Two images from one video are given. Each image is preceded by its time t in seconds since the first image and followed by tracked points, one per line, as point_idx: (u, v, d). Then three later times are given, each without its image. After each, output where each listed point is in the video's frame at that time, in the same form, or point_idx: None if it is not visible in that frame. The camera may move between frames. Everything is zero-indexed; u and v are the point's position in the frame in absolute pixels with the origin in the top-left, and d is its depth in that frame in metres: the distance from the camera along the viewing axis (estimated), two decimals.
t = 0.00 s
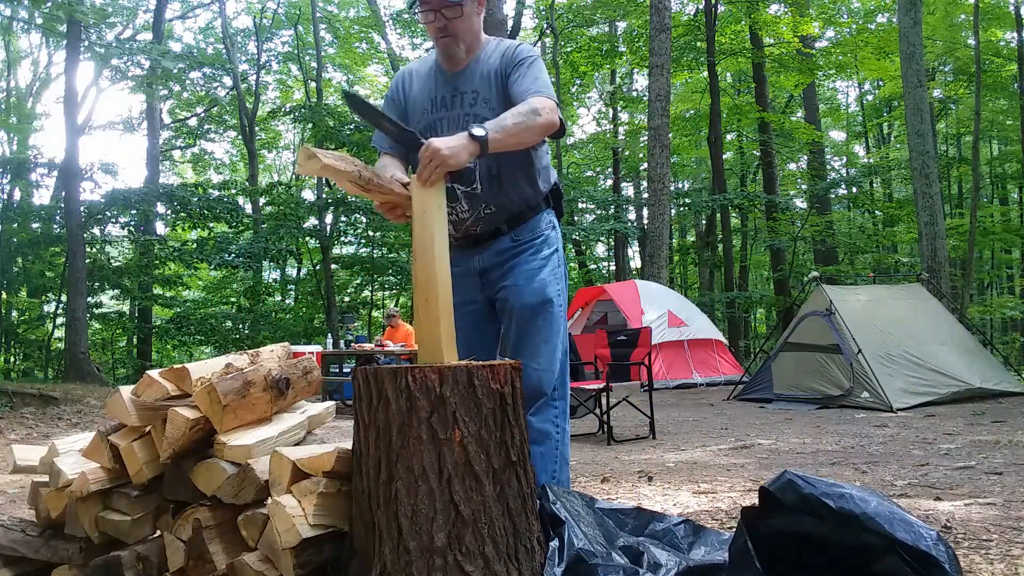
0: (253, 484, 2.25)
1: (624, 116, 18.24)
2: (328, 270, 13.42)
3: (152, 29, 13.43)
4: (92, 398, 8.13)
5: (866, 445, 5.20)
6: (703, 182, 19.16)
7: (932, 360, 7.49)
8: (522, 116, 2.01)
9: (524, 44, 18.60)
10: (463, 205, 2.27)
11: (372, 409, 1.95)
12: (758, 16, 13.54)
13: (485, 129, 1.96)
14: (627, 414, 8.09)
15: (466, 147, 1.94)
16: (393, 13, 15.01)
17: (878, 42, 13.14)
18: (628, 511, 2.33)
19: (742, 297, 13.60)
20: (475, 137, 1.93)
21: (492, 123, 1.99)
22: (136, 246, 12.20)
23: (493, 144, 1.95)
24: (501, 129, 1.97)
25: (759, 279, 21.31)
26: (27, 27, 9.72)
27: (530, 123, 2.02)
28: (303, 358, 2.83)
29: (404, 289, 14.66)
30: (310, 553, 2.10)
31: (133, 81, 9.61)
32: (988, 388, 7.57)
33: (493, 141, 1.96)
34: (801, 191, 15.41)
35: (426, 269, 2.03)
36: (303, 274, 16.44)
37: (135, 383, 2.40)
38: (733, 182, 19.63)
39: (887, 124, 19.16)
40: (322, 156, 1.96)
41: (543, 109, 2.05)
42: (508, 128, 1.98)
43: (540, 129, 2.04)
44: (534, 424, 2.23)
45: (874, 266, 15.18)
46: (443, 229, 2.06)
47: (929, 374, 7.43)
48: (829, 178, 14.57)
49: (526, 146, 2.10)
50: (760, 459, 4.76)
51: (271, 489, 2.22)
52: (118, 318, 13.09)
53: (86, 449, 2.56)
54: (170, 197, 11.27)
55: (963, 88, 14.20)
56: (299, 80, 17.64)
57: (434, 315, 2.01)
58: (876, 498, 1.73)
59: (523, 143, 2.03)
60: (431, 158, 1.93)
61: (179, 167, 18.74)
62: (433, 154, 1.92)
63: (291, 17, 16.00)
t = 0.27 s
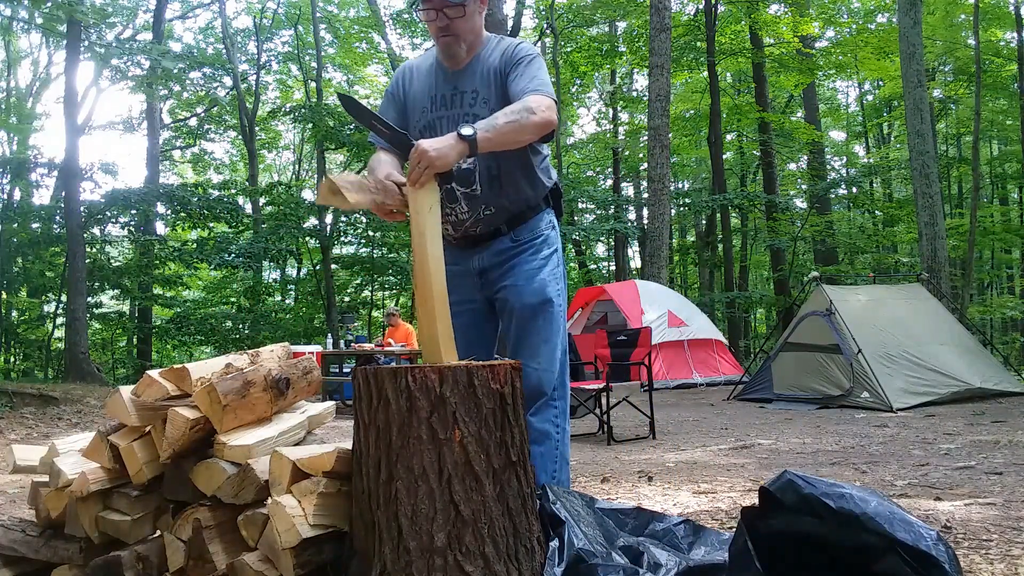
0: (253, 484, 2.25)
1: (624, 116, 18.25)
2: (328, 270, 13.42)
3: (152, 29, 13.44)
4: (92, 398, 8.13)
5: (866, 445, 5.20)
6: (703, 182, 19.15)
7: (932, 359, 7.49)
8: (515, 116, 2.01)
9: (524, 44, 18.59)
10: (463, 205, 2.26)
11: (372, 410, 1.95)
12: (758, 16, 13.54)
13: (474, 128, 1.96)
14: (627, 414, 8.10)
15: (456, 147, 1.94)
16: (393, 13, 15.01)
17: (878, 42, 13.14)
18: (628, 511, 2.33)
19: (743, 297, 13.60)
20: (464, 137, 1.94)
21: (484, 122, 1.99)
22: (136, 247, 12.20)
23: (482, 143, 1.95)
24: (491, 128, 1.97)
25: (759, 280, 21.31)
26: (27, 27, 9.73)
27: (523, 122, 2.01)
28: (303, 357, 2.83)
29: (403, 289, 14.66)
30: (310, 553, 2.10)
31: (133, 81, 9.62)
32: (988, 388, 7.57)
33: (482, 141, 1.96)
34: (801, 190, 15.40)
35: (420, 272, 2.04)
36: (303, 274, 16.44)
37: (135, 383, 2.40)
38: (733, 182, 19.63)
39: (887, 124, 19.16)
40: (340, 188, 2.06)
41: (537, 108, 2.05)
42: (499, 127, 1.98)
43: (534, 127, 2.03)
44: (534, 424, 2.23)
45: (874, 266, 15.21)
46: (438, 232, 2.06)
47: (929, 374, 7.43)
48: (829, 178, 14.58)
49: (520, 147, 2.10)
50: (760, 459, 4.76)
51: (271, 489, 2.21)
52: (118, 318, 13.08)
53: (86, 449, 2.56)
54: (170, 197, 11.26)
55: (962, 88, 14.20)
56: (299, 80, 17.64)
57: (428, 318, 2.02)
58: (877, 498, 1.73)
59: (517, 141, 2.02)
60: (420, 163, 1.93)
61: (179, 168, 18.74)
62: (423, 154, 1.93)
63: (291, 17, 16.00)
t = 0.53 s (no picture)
0: (253, 484, 2.25)
1: (624, 116, 18.25)
2: (328, 270, 13.42)
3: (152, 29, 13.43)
4: (92, 398, 8.13)
5: (866, 445, 5.20)
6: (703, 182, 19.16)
7: (933, 359, 7.49)
8: (519, 117, 2.01)
9: (524, 44, 18.58)
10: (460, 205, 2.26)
11: (372, 409, 1.95)
12: (758, 16, 13.54)
13: (480, 130, 1.97)
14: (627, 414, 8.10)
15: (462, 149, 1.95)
16: (393, 13, 15.00)
17: (878, 42, 13.13)
18: (629, 511, 2.33)
19: (743, 297, 13.59)
20: (469, 139, 1.95)
21: (488, 124, 1.99)
22: (136, 246, 12.20)
23: (488, 145, 1.96)
24: (495, 130, 1.98)
25: (759, 280, 21.30)
26: (27, 27, 9.72)
27: (527, 123, 2.02)
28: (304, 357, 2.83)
29: (404, 289, 14.67)
30: (309, 553, 2.09)
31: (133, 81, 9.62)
32: (988, 388, 7.57)
33: (487, 141, 1.97)
34: (801, 190, 15.40)
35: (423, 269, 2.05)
36: (303, 274, 16.45)
37: (135, 383, 2.40)
38: (733, 182, 19.63)
39: (887, 124, 19.16)
40: (387, 184, 2.08)
41: (540, 110, 2.05)
42: (504, 128, 1.99)
43: (537, 129, 2.04)
44: (531, 424, 2.23)
45: (874, 266, 15.21)
46: (439, 233, 2.06)
47: (929, 374, 7.43)
48: (829, 178, 14.58)
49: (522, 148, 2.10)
50: (760, 459, 4.76)
51: (271, 489, 2.21)
52: (117, 318, 13.07)
53: (86, 449, 2.55)
54: (170, 197, 11.26)
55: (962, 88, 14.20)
56: (299, 80, 17.64)
57: (428, 318, 2.01)
58: (876, 498, 1.73)
59: (521, 142, 2.02)
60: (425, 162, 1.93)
61: (179, 168, 18.74)
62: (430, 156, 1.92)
63: (291, 17, 15.99)
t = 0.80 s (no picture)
0: (253, 484, 2.25)
1: (624, 116, 18.26)
2: (328, 270, 13.43)
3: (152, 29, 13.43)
4: (92, 398, 8.13)
5: (866, 445, 5.20)
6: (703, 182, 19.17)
7: (933, 359, 7.49)
8: (547, 113, 2.04)
9: (524, 44, 18.59)
10: (456, 204, 2.26)
11: (372, 409, 1.95)
12: (758, 16, 13.54)
13: (518, 116, 1.97)
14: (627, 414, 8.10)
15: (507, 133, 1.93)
16: (392, 13, 15.01)
17: (878, 42, 13.13)
18: (629, 511, 2.33)
19: (742, 297, 13.58)
20: (512, 122, 1.93)
21: (522, 113, 2.00)
22: (135, 246, 12.19)
23: (527, 131, 1.96)
24: (531, 119, 1.99)
25: (759, 279, 21.31)
26: (27, 27, 9.72)
27: (555, 121, 2.05)
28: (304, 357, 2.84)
29: (404, 289, 14.67)
30: (309, 553, 2.09)
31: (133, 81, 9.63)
32: (988, 388, 7.57)
33: (523, 130, 1.96)
34: (801, 190, 15.39)
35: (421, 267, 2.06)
36: (303, 274, 16.46)
37: (135, 383, 2.39)
38: (733, 182, 19.64)
39: (887, 124, 19.17)
40: (370, 179, 1.97)
41: (563, 111, 2.09)
42: (536, 120, 2.01)
43: (559, 129, 2.07)
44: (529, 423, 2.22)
45: (874, 266, 15.21)
46: (436, 233, 2.06)
47: (929, 374, 7.43)
48: (829, 178, 14.59)
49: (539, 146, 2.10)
50: (760, 459, 4.76)
51: (271, 489, 2.21)
52: (117, 318, 13.05)
53: (86, 449, 2.55)
54: (170, 197, 11.25)
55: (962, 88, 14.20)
56: (299, 80, 17.64)
57: (428, 316, 2.02)
58: (876, 498, 1.73)
59: (547, 137, 2.05)
60: (475, 136, 1.87)
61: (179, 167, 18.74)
62: (481, 133, 1.87)
63: (291, 17, 15.98)
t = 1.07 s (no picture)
0: (253, 484, 2.25)
1: (624, 115, 18.26)
2: (328, 270, 13.43)
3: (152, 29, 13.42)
4: (92, 398, 8.13)
5: (866, 445, 5.20)
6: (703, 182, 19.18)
7: (933, 359, 7.49)
8: (562, 121, 2.15)
9: (524, 44, 18.60)
10: (454, 204, 2.26)
11: (372, 410, 1.95)
12: (758, 16, 13.54)
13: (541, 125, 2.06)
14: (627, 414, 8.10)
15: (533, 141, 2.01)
16: (392, 14, 15.01)
17: (878, 42, 13.13)
18: (628, 511, 2.33)
19: (742, 297, 13.57)
20: (541, 132, 2.01)
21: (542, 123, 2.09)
22: (135, 246, 12.19)
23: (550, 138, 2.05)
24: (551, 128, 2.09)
25: (759, 279, 21.32)
26: (27, 27, 9.73)
27: (570, 129, 2.17)
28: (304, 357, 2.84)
29: (404, 289, 14.67)
30: (309, 553, 2.09)
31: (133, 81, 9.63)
32: (988, 388, 7.57)
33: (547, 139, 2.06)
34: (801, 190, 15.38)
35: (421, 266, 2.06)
36: (303, 274, 16.47)
37: (136, 383, 2.39)
38: (733, 182, 19.63)
39: (887, 124, 19.18)
40: (369, 173, 1.97)
41: (573, 118, 2.20)
42: (555, 128, 2.10)
43: (571, 138, 2.19)
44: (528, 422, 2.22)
45: (874, 266, 15.20)
46: (438, 233, 2.06)
47: (929, 374, 7.43)
48: (829, 178, 14.59)
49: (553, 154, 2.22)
50: (760, 459, 4.76)
51: (271, 489, 2.21)
52: (117, 318, 13.04)
53: (86, 449, 2.55)
54: (170, 197, 11.25)
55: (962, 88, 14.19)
56: (299, 80, 17.64)
57: (429, 316, 2.02)
58: (876, 498, 1.73)
59: (562, 143, 2.15)
60: (515, 147, 1.92)
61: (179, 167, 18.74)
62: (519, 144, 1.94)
63: (291, 17, 15.98)
